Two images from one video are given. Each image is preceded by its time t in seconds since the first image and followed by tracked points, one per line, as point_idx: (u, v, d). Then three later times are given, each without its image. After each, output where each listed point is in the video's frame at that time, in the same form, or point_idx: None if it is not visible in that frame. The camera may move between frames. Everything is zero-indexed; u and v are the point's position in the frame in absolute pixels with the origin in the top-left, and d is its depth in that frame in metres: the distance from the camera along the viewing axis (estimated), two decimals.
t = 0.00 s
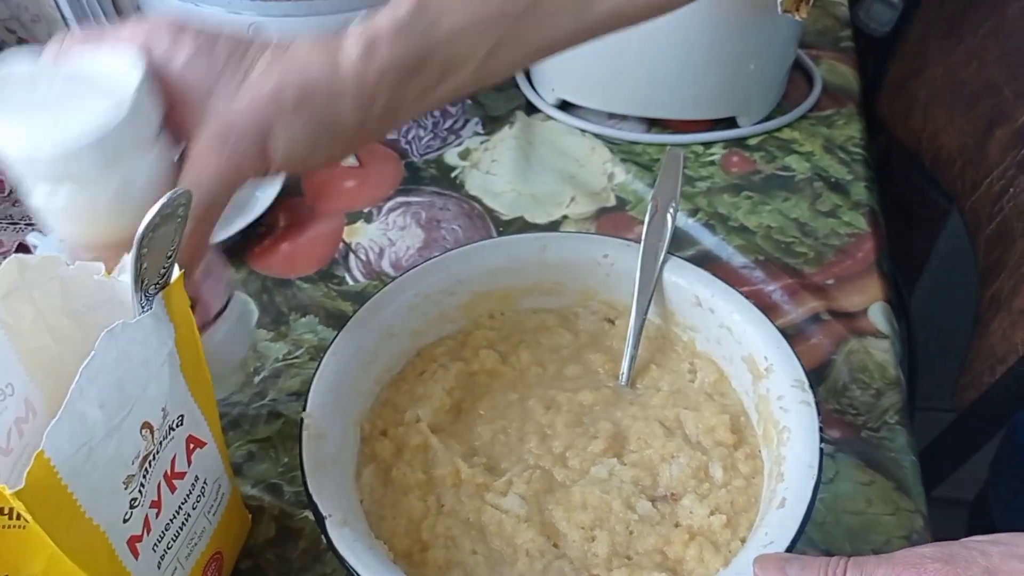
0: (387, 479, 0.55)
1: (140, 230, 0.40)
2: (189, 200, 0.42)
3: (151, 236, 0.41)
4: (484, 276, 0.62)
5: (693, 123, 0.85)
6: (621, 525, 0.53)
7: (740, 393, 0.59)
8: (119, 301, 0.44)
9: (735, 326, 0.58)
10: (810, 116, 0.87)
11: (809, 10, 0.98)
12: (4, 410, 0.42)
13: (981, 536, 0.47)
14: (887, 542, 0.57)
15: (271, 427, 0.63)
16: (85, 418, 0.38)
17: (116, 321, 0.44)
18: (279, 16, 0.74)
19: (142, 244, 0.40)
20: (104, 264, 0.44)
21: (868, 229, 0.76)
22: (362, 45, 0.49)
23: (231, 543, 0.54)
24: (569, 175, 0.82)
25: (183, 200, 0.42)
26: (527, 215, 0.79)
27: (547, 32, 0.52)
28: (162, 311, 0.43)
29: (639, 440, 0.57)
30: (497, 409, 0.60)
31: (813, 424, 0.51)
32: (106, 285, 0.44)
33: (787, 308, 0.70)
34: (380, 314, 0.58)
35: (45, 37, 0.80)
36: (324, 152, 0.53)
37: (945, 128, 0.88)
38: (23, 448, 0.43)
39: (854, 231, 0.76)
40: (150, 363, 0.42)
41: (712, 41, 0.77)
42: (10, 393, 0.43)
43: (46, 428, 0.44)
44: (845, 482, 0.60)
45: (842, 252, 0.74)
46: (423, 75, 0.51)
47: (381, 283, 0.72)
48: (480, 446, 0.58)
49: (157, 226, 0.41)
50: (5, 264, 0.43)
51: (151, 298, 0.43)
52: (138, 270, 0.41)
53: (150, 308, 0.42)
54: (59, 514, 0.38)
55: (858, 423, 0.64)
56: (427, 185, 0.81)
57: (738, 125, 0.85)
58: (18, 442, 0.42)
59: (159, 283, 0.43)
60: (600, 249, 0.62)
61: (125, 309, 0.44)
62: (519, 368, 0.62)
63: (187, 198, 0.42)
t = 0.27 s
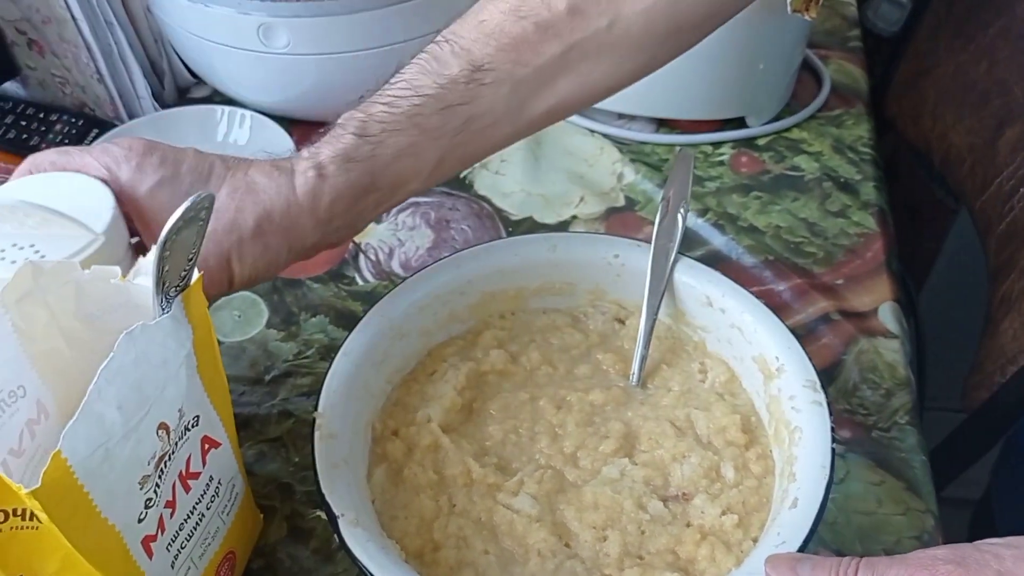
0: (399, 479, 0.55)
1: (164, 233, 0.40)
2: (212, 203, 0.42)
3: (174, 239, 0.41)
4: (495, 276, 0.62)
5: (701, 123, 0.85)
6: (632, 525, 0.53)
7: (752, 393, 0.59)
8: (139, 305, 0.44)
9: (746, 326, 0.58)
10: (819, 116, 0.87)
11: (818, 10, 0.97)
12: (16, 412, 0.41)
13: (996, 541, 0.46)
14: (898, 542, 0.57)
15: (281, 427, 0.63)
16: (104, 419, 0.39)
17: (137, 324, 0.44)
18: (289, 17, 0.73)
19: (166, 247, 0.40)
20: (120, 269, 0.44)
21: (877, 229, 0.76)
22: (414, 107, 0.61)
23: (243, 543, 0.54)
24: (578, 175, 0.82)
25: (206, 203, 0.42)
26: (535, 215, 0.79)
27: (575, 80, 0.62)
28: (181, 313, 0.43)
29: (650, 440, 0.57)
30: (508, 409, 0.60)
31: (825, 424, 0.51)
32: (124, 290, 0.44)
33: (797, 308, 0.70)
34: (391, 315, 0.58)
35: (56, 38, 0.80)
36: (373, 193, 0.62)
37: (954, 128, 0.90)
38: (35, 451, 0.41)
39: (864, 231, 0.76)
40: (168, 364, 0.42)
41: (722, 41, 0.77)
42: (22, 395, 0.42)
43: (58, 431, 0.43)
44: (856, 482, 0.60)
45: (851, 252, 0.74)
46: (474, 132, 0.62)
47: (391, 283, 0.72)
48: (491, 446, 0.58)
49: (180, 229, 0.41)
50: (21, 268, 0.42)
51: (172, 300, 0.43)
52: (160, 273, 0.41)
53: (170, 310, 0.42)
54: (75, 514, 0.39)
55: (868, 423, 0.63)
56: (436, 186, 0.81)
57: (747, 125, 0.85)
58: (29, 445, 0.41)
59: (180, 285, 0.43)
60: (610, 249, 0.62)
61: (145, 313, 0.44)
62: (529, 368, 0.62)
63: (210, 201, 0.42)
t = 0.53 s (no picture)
0: (405, 478, 0.55)
1: (168, 227, 0.40)
2: (215, 198, 0.42)
3: (178, 233, 0.41)
4: (500, 275, 0.62)
5: (707, 122, 0.85)
6: (638, 525, 0.53)
7: (758, 392, 0.59)
8: (142, 300, 0.45)
9: (753, 325, 0.58)
10: (825, 115, 0.87)
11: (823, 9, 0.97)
12: (25, 410, 0.41)
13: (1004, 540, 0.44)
14: (904, 542, 0.57)
15: (288, 426, 0.64)
16: (108, 416, 0.39)
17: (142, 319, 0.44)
18: (293, 16, 0.73)
19: (170, 241, 0.40)
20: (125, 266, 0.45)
21: (884, 228, 0.76)
22: (486, 66, 0.59)
23: (249, 541, 0.54)
24: (583, 174, 0.82)
25: (209, 198, 0.42)
26: (541, 214, 0.79)
27: (640, 48, 0.60)
28: (184, 309, 0.43)
29: (656, 439, 0.57)
30: (513, 408, 0.60)
31: (831, 423, 0.51)
32: (128, 286, 0.44)
33: (804, 307, 0.70)
34: (397, 314, 0.58)
35: (62, 38, 0.80)
36: (436, 149, 0.61)
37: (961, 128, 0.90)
38: (42, 448, 0.42)
39: (870, 231, 0.76)
40: (172, 361, 0.42)
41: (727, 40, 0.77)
42: (31, 393, 0.42)
43: (66, 428, 0.43)
44: (862, 482, 0.60)
45: (858, 251, 0.74)
46: (542, 91, 0.61)
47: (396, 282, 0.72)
48: (497, 445, 0.58)
49: (183, 224, 0.41)
50: (29, 266, 0.42)
51: (175, 296, 0.43)
52: (164, 267, 0.41)
53: (174, 306, 0.42)
54: (81, 512, 0.39)
55: (875, 423, 0.63)
56: (441, 185, 0.81)
57: (753, 124, 0.85)
58: (37, 442, 0.41)
59: (184, 281, 0.43)
60: (616, 248, 0.62)
61: (150, 308, 0.45)
62: (535, 367, 0.62)
63: (213, 196, 0.42)
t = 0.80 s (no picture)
0: (409, 477, 0.55)
1: (173, 228, 0.40)
2: (220, 199, 0.43)
3: (184, 234, 0.41)
4: (504, 275, 0.62)
5: (710, 122, 0.85)
6: (642, 524, 0.53)
7: (761, 392, 0.59)
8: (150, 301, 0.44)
9: (756, 325, 0.58)
10: (828, 115, 0.87)
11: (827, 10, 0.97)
12: (31, 409, 0.42)
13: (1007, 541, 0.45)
14: (908, 542, 0.57)
15: (292, 426, 0.64)
16: (114, 416, 0.39)
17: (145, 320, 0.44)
18: (299, 16, 0.73)
19: (175, 242, 0.40)
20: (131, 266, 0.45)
21: (887, 228, 0.76)
22: (381, 121, 0.66)
23: (253, 540, 0.55)
24: (587, 174, 0.82)
25: (214, 198, 0.42)
26: (544, 214, 0.79)
27: (531, 93, 0.64)
28: (189, 309, 0.43)
29: (659, 439, 0.57)
30: (517, 408, 0.60)
31: (835, 423, 0.51)
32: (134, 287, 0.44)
33: (807, 307, 0.70)
34: (401, 314, 0.58)
35: (67, 39, 0.80)
36: (347, 195, 0.71)
37: (964, 129, 0.91)
38: (49, 447, 0.42)
39: (873, 231, 0.76)
40: (178, 361, 0.42)
41: (732, 40, 0.77)
42: (37, 393, 0.42)
43: (72, 428, 0.43)
44: (866, 481, 0.60)
45: (861, 251, 0.74)
46: (439, 138, 0.66)
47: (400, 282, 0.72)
48: (501, 445, 0.58)
49: (189, 225, 0.41)
50: (34, 266, 0.42)
51: (180, 297, 0.43)
52: (169, 268, 0.41)
53: (179, 306, 0.43)
54: (87, 511, 0.39)
55: (878, 423, 0.63)
56: (445, 185, 0.81)
57: (756, 125, 0.85)
58: (43, 441, 0.42)
59: (189, 281, 0.43)
60: (619, 249, 0.62)
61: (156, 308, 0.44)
62: (539, 367, 0.62)
63: (218, 197, 0.42)
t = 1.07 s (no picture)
0: (411, 479, 0.56)
1: (177, 232, 0.40)
2: (224, 203, 0.43)
3: (188, 238, 0.41)
4: (506, 277, 0.62)
5: (712, 123, 0.86)
6: (644, 526, 0.53)
7: (763, 394, 0.59)
8: (152, 302, 0.45)
9: (758, 327, 0.58)
10: (830, 117, 0.87)
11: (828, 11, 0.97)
12: (35, 411, 0.42)
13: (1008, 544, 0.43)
14: (909, 543, 0.57)
15: (295, 427, 0.64)
16: (118, 419, 0.39)
17: (150, 322, 0.45)
18: (302, 20, 0.74)
19: (179, 246, 0.41)
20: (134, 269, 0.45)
21: (889, 230, 0.76)
22: (370, 148, 0.64)
23: (257, 542, 0.55)
24: (589, 176, 0.82)
25: (218, 203, 0.42)
26: (546, 216, 0.79)
27: (518, 119, 0.61)
28: (193, 313, 0.44)
29: (661, 441, 0.58)
30: (520, 409, 0.60)
31: (836, 425, 0.51)
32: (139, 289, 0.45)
33: (809, 309, 0.70)
34: (404, 316, 0.58)
35: (71, 41, 0.81)
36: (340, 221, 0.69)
37: (966, 130, 0.91)
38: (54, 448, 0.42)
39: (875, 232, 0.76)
40: (182, 364, 0.43)
41: (735, 43, 0.77)
42: (42, 395, 0.42)
43: (77, 430, 0.43)
44: (867, 483, 0.60)
45: (863, 253, 0.74)
46: (428, 163, 0.64)
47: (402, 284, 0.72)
48: (504, 446, 0.58)
49: (193, 228, 0.41)
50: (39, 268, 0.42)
51: (184, 300, 0.44)
52: (174, 272, 0.42)
53: (183, 310, 0.43)
54: (92, 513, 0.39)
55: (879, 424, 0.63)
56: (447, 187, 0.81)
57: (758, 126, 0.85)
58: (48, 443, 0.42)
59: (193, 285, 0.44)
60: (621, 251, 0.63)
61: (158, 310, 0.45)
62: (541, 368, 0.62)
63: (222, 201, 0.43)
